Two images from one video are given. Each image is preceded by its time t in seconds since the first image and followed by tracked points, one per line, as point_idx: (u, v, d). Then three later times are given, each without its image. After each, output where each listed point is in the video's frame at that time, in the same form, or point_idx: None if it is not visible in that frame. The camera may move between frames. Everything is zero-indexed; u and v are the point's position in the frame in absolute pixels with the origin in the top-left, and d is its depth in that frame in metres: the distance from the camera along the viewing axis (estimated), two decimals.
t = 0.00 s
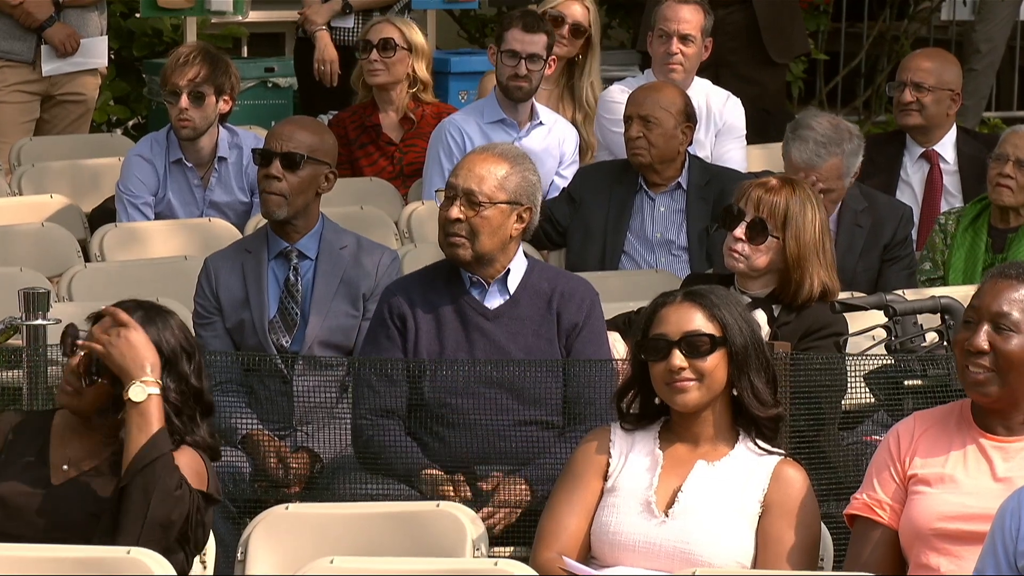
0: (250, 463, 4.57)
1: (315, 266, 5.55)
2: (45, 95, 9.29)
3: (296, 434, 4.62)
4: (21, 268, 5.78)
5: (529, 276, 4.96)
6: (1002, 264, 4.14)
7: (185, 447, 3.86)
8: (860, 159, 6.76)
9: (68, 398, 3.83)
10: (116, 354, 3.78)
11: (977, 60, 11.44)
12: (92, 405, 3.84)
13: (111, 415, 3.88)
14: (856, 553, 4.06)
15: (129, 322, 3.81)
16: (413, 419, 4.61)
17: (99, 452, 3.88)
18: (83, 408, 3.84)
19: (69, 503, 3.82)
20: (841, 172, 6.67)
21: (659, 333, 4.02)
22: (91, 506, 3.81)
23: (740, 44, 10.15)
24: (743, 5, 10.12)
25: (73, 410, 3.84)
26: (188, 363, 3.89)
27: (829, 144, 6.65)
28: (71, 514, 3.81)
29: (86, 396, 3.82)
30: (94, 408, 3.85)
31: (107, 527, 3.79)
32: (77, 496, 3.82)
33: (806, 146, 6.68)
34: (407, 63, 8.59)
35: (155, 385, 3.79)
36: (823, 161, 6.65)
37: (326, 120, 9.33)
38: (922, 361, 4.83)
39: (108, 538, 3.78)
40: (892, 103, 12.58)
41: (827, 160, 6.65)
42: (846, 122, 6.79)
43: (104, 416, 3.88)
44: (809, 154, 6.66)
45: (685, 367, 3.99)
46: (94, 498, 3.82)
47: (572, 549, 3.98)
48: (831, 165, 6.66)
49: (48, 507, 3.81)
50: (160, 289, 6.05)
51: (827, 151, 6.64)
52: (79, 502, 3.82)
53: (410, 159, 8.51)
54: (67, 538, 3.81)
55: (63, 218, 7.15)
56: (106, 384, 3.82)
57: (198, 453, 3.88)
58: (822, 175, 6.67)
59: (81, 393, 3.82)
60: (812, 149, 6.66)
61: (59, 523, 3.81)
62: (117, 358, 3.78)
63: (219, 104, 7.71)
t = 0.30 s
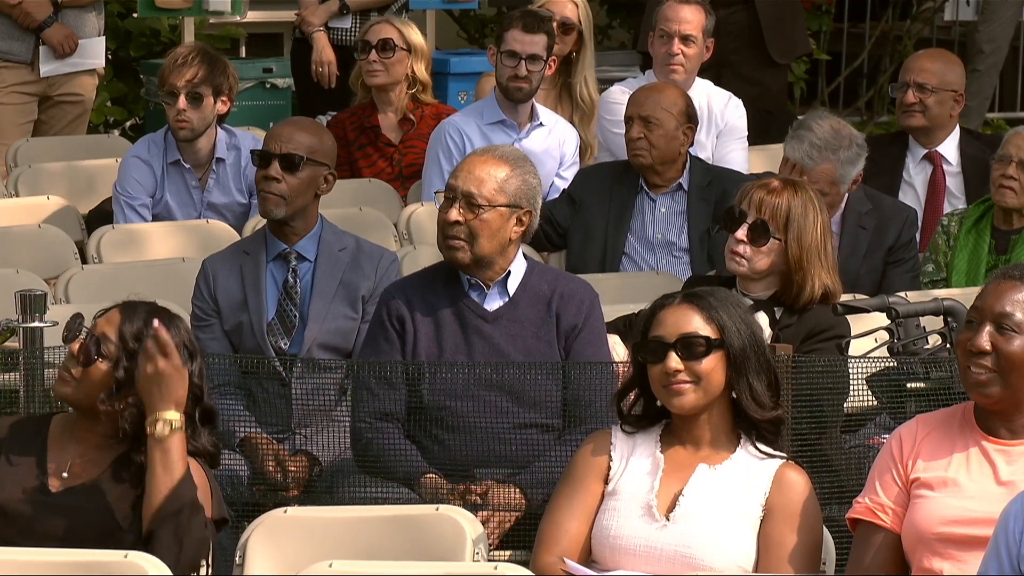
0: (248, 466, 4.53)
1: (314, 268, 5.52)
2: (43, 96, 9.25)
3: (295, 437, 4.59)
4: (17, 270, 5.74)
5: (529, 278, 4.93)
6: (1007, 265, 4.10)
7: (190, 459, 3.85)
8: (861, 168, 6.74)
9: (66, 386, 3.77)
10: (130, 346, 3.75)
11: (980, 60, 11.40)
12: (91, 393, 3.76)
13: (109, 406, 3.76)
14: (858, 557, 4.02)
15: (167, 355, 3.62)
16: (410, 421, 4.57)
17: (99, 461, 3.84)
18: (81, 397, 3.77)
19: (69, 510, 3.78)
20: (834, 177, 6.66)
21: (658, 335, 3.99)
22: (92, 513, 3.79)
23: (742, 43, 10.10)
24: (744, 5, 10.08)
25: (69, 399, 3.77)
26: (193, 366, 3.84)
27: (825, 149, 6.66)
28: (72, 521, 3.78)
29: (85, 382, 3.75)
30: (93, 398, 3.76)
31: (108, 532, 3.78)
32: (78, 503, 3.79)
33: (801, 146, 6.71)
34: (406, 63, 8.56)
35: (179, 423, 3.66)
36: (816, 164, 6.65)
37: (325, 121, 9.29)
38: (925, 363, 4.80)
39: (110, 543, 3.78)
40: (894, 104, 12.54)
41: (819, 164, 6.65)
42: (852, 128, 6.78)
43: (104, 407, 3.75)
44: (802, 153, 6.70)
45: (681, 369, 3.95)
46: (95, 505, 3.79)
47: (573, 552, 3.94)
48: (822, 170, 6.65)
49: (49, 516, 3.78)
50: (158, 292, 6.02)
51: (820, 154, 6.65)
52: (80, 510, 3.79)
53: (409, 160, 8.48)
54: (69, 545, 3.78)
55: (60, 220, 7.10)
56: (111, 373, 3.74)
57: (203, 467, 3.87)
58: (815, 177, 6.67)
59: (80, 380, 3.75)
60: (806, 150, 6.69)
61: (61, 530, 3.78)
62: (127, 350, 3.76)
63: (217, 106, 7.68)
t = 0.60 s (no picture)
0: (246, 470, 4.48)
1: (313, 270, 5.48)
2: (40, 96, 9.22)
3: (293, 440, 4.57)
4: (14, 272, 5.71)
5: (531, 280, 4.89)
6: (1011, 268, 4.06)
7: (191, 476, 3.81)
8: (864, 171, 6.66)
9: (55, 390, 3.85)
10: (112, 338, 3.84)
11: (983, 60, 11.36)
12: (80, 393, 3.84)
13: (100, 400, 3.84)
14: (861, 562, 3.98)
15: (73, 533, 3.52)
16: (408, 424, 4.56)
17: (96, 460, 3.87)
18: (70, 398, 3.84)
19: (66, 509, 3.82)
20: (837, 178, 6.59)
21: (658, 337, 3.95)
22: (92, 511, 3.81)
23: (744, 44, 10.07)
24: (746, 5, 10.05)
25: (59, 404, 3.85)
26: (177, 343, 3.93)
27: (828, 151, 6.57)
28: (70, 519, 3.81)
29: (73, 381, 3.83)
30: (82, 397, 3.84)
31: (109, 533, 3.79)
32: (75, 502, 3.81)
33: (803, 148, 6.63)
34: (405, 64, 8.52)
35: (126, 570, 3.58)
36: (818, 166, 6.56)
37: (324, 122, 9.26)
38: (928, 366, 4.75)
39: (109, 544, 3.79)
40: (898, 105, 12.51)
41: (821, 166, 6.57)
42: (857, 131, 6.71)
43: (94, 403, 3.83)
44: (803, 155, 6.61)
45: (681, 372, 3.92)
46: (97, 506, 3.81)
47: (574, 557, 3.91)
48: (825, 172, 6.57)
49: (50, 517, 3.82)
50: (157, 294, 5.99)
51: (823, 157, 6.57)
52: (77, 509, 3.81)
53: (408, 161, 8.45)
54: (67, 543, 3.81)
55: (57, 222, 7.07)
56: (97, 367, 3.83)
57: (202, 481, 3.84)
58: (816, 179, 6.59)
59: (68, 381, 3.83)
60: (809, 152, 6.60)
61: (59, 530, 3.81)
62: (109, 343, 3.84)
63: (215, 106, 7.66)
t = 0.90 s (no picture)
0: (244, 474, 4.46)
1: (312, 272, 5.45)
2: (36, 97, 9.19)
3: (292, 443, 4.54)
4: (10, 274, 5.68)
5: (531, 283, 4.86)
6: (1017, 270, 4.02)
7: (188, 476, 3.79)
8: (863, 173, 6.61)
9: (50, 394, 3.82)
10: (105, 341, 3.81)
11: (987, 61, 11.33)
12: (76, 396, 3.81)
13: (96, 402, 3.81)
14: (864, 566, 3.93)
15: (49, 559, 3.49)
16: (408, 428, 4.53)
17: (93, 461, 3.84)
18: (65, 402, 3.81)
19: (63, 511, 3.78)
20: (836, 183, 6.54)
21: (658, 339, 3.91)
22: (88, 513, 3.77)
23: (745, 44, 10.04)
24: (747, 6, 10.01)
25: (55, 407, 3.82)
26: (171, 341, 3.91)
27: (826, 155, 6.54)
28: (66, 521, 3.78)
29: (69, 386, 3.81)
30: (78, 400, 3.81)
31: (105, 536, 3.76)
32: (71, 503, 3.78)
33: (800, 153, 6.60)
34: (404, 65, 8.48)
35: None
36: (815, 170, 6.54)
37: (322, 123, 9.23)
38: (931, 369, 4.72)
39: (105, 547, 3.76)
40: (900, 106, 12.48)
41: (820, 169, 6.54)
42: (856, 133, 6.67)
43: (90, 405, 3.81)
44: (802, 159, 6.59)
45: (681, 375, 3.88)
46: (93, 507, 3.77)
47: (573, 561, 3.87)
48: (823, 176, 6.54)
49: (47, 520, 3.79)
50: (155, 296, 5.96)
51: (820, 160, 6.54)
52: (73, 510, 3.78)
53: (407, 163, 8.42)
54: (64, 546, 3.78)
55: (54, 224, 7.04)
56: (91, 369, 3.80)
57: (199, 483, 3.81)
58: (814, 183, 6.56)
59: (62, 384, 3.81)
60: (805, 157, 6.58)
61: (54, 531, 3.78)
62: (102, 344, 3.81)
63: (213, 107, 7.62)
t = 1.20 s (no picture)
0: (241, 476, 4.44)
1: (310, 274, 5.41)
2: (32, 97, 9.16)
3: (290, 446, 4.48)
4: (7, 275, 5.64)
5: (533, 285, 4.83)
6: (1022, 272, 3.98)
7: (183, 481, 3.76)
8: (865, 175, 6.56)
9: (46, 395, 3.78)
10: (102, 341, 3.78)
11: (990, 61, 11.30)
12: (71, 395, 3.77)
13: (92, 401, 3.78)
14: (867, 570, 3.90)
15: None
16: (408, 431, 4.49)
17: (88, 467, 3.81)
18: (60, 403, 3.77)
19: (56, 519, 3.75)
20: (839, 184, 6.50)
21: (659, 341, 3.88)
22: (82, 521, 3.74)
23: (745, 44, 10.02)
24: (749, 5, 9.97)
25: (51, 408, 3.78)
26: (167, 339, 3.89)
27: (829, 155, 6.49)
28: (60, 530, 3.75)
29: (64, 385, 3.76)
30: (74, 400, 3.77)
31: (99, 544, 3.73)
32: (65, 511, 3.75)
33: (803, 153, 6.55)
34: (403, 64, 8.44)
35: None
36: (817, 171, 6.49)
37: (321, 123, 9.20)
38: (934, 370, 4.69)
39: (99, 555, 3.73)
40: (903, 107, 12.45)
41: (823, 170, 6.49)
42: (859, 135, 6.62)
43: (86, 405, 3.78)
44: (805, 161, 6.53)
45: (682, 377, 3.85)
46: (87, 515, 3.74)
47: (574, 565, 3.83)
48: (826, 176, 6.49)
49: (41, 529, 3.75)
50: (152, 297, 5.92)
51: (823, 161, 6.49)
52: (67, 518, 3.75)
53: (406, 164, 8.39)
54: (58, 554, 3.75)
55: (50, 225, 7.00)
56: (87, 368, 3.77)
57: (193, 489, 3.78)
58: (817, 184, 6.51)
59: (58, 384, 3.77)
60: (809, 158, 6.53)
61: (48, 540, 3.75)
62: (98, 343, 3.78)
63: (211, 107, 7.58)
